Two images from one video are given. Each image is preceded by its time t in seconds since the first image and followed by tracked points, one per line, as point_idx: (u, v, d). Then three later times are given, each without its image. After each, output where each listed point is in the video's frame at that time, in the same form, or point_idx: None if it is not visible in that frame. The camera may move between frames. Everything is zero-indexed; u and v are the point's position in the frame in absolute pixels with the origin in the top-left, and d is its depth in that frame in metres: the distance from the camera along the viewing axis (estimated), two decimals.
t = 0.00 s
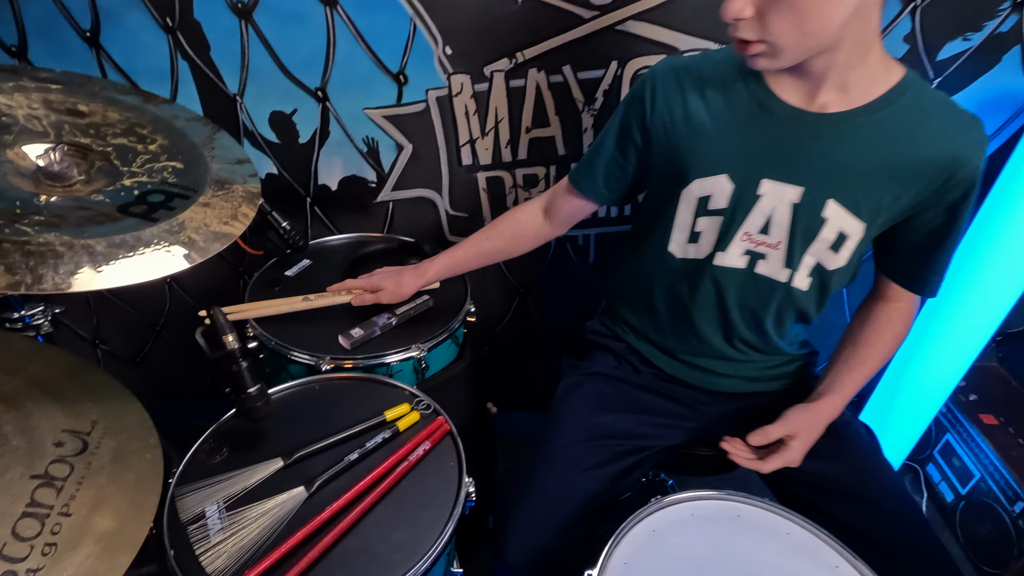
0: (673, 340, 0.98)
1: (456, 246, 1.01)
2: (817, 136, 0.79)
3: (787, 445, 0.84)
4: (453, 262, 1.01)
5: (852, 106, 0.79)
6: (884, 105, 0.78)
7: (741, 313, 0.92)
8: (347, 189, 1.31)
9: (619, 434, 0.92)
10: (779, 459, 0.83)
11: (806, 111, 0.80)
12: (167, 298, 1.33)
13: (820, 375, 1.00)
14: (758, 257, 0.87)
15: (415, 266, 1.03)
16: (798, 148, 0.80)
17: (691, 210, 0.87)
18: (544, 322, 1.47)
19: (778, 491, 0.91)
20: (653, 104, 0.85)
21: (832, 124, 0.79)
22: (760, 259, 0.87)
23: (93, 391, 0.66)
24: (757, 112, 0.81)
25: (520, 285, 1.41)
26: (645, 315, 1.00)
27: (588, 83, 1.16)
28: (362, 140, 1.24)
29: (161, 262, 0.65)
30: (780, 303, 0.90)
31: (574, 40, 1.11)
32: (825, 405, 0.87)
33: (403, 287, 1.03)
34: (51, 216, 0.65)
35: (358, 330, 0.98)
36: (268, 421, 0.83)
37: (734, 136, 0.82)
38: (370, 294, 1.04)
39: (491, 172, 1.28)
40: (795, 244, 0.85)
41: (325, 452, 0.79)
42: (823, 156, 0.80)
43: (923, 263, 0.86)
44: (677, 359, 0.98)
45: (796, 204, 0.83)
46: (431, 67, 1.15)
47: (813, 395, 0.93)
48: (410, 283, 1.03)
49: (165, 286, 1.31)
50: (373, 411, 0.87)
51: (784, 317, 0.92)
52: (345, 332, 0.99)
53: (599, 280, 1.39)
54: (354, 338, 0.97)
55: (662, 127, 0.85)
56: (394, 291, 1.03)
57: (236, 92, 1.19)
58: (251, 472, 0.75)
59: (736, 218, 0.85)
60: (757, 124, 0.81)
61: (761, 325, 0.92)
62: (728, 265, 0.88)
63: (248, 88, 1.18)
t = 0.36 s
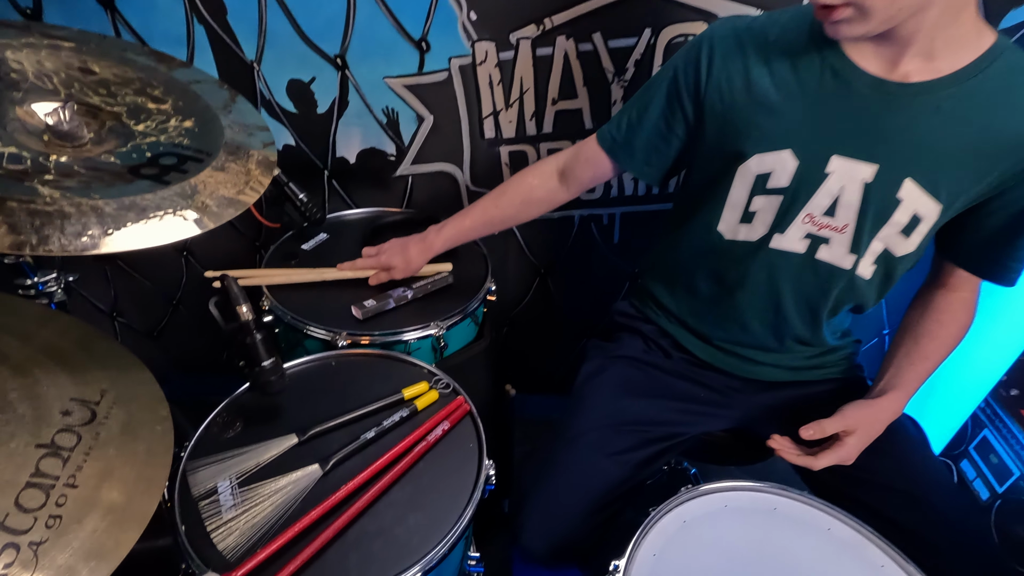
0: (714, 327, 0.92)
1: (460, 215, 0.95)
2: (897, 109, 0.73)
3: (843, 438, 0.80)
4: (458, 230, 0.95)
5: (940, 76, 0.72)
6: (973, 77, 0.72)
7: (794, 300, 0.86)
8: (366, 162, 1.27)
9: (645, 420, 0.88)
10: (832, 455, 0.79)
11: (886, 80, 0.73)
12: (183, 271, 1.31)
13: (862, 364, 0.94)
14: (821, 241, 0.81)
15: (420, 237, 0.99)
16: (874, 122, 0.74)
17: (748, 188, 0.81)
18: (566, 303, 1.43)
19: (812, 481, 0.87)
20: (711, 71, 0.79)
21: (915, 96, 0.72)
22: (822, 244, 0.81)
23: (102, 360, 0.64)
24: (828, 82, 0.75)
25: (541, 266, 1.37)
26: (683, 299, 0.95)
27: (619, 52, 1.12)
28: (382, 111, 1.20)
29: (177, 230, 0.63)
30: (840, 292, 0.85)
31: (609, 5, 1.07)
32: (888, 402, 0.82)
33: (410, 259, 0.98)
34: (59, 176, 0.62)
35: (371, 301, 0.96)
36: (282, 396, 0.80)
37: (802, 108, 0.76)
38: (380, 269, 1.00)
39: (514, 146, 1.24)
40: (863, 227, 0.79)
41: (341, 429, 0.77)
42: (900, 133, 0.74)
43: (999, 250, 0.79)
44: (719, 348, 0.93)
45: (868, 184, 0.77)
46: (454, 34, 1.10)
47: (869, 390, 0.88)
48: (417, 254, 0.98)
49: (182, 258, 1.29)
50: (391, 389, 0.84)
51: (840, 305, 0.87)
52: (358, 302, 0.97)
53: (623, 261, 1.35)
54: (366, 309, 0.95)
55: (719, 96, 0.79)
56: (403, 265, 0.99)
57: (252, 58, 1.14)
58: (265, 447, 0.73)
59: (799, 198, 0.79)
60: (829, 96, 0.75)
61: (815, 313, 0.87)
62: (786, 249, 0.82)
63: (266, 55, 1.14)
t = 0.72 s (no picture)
0: (754, 310, 0.87)
1: (494, 186, 0.92)
2: (969, 72, 0.68)
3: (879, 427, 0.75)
4: (492, 202, 0.92)
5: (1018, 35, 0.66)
6: None
7: (838, 281, 0.81)
8: (382, 134, 1.22)
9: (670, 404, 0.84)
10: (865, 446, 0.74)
11: (959, 39, 0.67)
12: (197, 244, 1.28)
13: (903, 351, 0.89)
14: (877, 218, 0.76)
15: (452, 211, 0.95)
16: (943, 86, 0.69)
17: (799, 159, 0.76)
18: (585, 283, 1.38)
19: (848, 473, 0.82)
20: (760, 34, 0.74)
21: (991, 56, 0.67)
22: (878, 221, 0.76)
23: (108, 325, 0.61)
24: (894, 44, 0.69)
25: (561, 245, 1.32)
26: (718, 280, 0.90)
27: (649, 18, 1.07)
28: (399, 79, 1.15)
29: (184, 195, 0.59)
30: (895, 275, 0.80)
31: None
32: (933, 390, 0.77)
33: (440, 234, 0.95)
34: (61, 131, 0.59)
35: (384, 274, 0.93)
36: (293, 370, 0.77)
37: (861, 71, 0.71)
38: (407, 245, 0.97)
39: (536, 118, 1.19)
40: (925, 203, 0.74)
41: (353, 406, 0.74)
42: (973, 99, 0.69)
43: None
44: (757, 332, 0.88)
45: (933, 156, 0.71)
46: None
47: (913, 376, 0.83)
48: (448, 230, 0.95)
49: (195, 232, 1.27)
50: (406, 365, 0.81)
51: (891, 289, 0.82)
52: (371, 274, 0.94)
53: (646, 241, 1.31)
54: (378, 281, 0.92)
55: (767, 60, 0.74)
56: (433, 240, 0.96)
57: (266, 22, 1.08)
58: (274, 423, 0.70)
59: (855, 170, 0.75)
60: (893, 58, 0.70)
61: (858, 296, 0.82)
62: (837, 226, 0.78)
63: (279, 18, 1.08)
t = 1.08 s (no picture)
0: (792, 291, 0.83)
1: (536, 154, 0.88)
2: None
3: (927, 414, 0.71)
4: (533, 171, 0.88)
5: None
6: None
7: (887, 261, 0.76)
8: (398, 103, 1.18)
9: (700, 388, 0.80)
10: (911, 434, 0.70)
11: None
12: (209, 216, 1.25)
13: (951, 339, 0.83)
14: (936, 191, 0.71)
15: (488, 180, 0.91)
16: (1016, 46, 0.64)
17: (848, 128, 0.73)
18: (606, 263, 1.33)
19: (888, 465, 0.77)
20: None
21: None
22: (937, 195, 0.71)
23: (111, 290, 0.58)
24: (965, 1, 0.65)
25: (581, 224, 1.27)
26: (755, 259, 0.86)
27: None
28: (417, 45, 1.10)
29: (181, 155, 0.54)
30: (954, 256, 0.74)
31: None
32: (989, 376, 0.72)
33: (472, 205, 0.90)
34: (60, 82, 0.55)
35: (399, 247, 0.90)
36: (304, 343, 0.74)
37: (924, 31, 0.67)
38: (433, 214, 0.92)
39: (560, 88, 1.13)
40: (991, 174, 0.69)
41: (366, 382, 0.70)
42: None
43: None
44: (795, 314, 0.83)
45: (1002, 123, 0.67)
46: None
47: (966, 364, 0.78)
48: (481, 200, 0.90)
49: (207, 203, 1.23)
50: (421, 341, 0.77)
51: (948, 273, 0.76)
52: (385, 246, 0.91)
53: (672, 220, 1.25)
54: (392, 254, 0.88)
55: (818, 24, 0.70)
56: (463, 210, 0.90)
57: None
58: (284, 397, 0.67)
59: (913, 139, 0.70)
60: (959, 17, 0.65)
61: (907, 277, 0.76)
62: (891, 200, 0.73)
63: None
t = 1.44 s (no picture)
0: (836, 275, 0.78)
1: (572, 121, 0.85)
2: None
3: None
4: (569, 140, 0.85)
5: None
6: None
7: (945, 245, 0.70)
8: (418, 71, 1.13)
9: (732, 375, 0.77)
10: None
11: None
12: (224, 186, 1.22)
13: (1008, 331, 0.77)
14: (1004, 169, 0.65)
15: (522, 146, 0.89)
16: None
17: (904, 103, 0.67)
18: (630, 243, 1.28)
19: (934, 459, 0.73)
20: None
21: None
22: (1006, 172, 0.65)
23: (117, 255, 0.56)
24: None
25: (605, 201, 1.22)
26: (795, 241, 0.81)
27: None
28: (438, 8, 1.04)
29: (186, 113, 0.50)
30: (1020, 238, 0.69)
31: None
32: None
33: (504, 170, 0.88)
34: (60, 31, 0.52)
35: (418, 219, 0.86)
36: (318, 317, 0.71)
37: None
38: (463, 177, 0.90)
39: (588, 56, 1.07)
40: None
41: (382, 359, 0.67)
42: None
43: None
44: (835, 299, 0.79)
45: None
46: None
47: None
48: (514, 166, 0.88)
49: (222, 173, 1.20)
50: (440, 317, 0.73)
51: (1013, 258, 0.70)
52: (403, 218, 0.87)
53: (700, 200, 1.20)
54: (410, 226, 0.85)
55: None
56: (495, 175, 0.89)
57: None
58: (297, 371, 0.64)
59: (980, 112, 0.64)
60: None
61: (965, 262, 0.71)
62: (953, 177, 0.67)
63: None
